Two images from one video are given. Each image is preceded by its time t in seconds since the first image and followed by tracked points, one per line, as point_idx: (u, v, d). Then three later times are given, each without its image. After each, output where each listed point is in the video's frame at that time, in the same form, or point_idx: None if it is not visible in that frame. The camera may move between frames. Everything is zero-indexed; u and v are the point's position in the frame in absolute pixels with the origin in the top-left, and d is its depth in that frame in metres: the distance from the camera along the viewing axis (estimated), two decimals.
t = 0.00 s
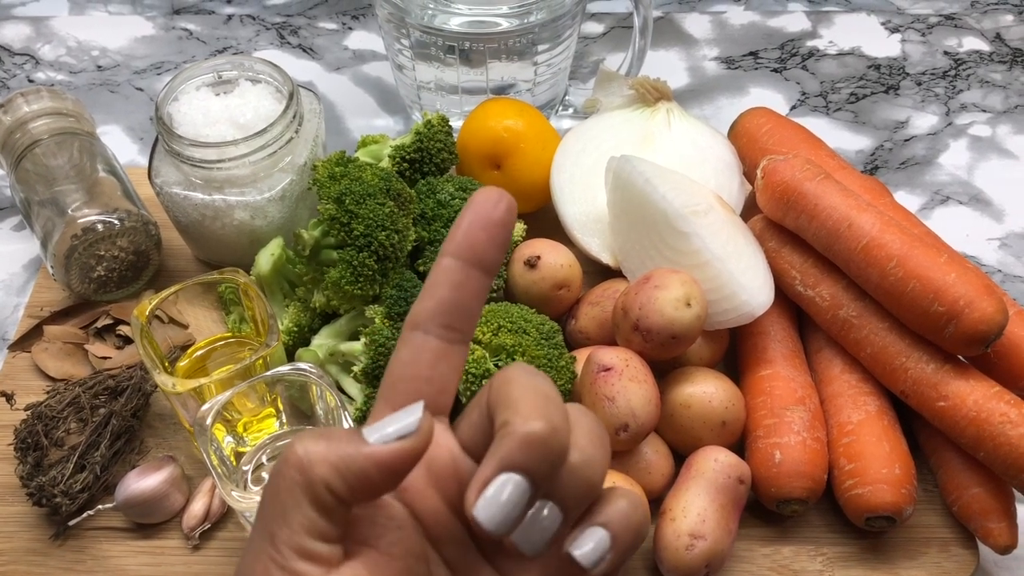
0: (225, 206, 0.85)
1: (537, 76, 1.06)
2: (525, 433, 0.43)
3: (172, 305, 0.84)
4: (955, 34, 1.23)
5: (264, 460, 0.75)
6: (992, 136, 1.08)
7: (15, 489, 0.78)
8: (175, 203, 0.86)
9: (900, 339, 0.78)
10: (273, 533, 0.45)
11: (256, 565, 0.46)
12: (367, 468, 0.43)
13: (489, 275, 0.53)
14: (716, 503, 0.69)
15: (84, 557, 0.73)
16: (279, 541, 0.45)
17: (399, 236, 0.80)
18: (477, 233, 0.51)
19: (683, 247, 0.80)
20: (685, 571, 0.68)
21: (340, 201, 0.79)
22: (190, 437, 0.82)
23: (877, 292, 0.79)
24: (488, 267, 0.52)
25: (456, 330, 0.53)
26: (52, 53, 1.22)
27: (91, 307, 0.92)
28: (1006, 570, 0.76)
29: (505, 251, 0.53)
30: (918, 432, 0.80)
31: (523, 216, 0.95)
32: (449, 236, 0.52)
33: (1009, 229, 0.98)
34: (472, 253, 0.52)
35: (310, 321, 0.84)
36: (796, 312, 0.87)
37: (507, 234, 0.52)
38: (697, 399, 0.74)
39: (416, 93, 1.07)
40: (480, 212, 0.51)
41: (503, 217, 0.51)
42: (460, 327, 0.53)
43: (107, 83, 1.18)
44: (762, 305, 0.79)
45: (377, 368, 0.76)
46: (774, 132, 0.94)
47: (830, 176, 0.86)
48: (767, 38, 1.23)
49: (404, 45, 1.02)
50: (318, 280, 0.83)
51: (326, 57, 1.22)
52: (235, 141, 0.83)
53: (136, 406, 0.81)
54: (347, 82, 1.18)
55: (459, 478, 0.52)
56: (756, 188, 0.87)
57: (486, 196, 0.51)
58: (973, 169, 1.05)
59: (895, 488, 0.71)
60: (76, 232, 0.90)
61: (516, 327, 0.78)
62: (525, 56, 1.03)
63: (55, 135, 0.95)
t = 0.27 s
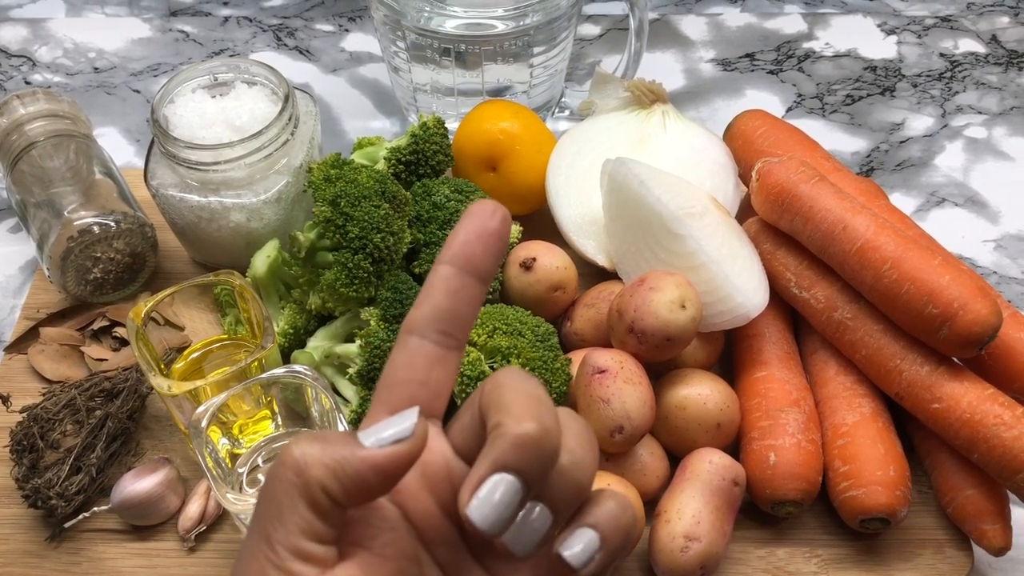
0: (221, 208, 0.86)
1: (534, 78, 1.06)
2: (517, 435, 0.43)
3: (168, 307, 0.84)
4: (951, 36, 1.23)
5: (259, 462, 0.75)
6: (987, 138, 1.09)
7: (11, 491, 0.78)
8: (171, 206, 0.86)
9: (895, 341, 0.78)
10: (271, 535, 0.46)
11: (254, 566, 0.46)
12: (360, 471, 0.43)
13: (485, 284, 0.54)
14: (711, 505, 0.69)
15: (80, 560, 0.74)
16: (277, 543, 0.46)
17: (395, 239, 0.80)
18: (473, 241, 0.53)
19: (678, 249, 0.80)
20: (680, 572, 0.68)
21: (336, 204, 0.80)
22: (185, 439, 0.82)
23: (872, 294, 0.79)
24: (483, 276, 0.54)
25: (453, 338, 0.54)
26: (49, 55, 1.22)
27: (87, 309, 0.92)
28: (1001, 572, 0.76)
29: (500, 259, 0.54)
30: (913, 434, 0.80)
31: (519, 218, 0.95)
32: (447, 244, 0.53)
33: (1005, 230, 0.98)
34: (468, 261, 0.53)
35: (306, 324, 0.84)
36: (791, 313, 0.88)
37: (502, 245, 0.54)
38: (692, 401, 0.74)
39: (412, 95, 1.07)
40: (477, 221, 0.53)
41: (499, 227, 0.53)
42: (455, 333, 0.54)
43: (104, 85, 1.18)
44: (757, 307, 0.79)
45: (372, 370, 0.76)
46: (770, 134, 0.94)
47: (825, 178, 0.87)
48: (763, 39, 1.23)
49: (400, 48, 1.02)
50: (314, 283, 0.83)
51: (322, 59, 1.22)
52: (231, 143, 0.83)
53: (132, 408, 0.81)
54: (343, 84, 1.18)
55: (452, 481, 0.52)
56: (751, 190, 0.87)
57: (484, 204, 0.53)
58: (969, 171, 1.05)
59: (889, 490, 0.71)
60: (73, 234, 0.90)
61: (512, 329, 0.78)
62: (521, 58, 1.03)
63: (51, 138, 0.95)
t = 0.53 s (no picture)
0: (223, 208, 0.86)
1: (534, 80, 1.07)
2: (508, 430, 0.44)
3: (170, 306, 0.84)
4: (950, 38, 1.24)
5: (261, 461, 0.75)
6: (987, 140, 1.09)
7: (13, 490, 0.78)
8: (173, 206, 0.87)
9: (895, 342, 0.78)
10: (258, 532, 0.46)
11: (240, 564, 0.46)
12: (350, 469, 0.44)
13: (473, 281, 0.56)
14: (710, 505, 0.70)
15: (82, 558, 0.74)
16: (264, 540, 0.46)
17: (396, 239, 0.80)
18: (462, 239, 0.55)
19: (678, 250, 0.80)
20: (680, 571, 0.68)
21: (338, 204, 0.80)
22: (187, 438, 0.82)
23: (871, 296, 0.79)
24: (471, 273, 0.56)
25: (441, 335, 0.56)
26: (51, 56, 1.22)
27: (89, 309, 0.92)
28: (999, 572, 0.76)
29: (488, 257, 0.57)
30: (912, 435, 0.80)
31: (519, 219, 0.95)
32: (436, 242, 0.56)
33: (1004, 232, 0.98)
34: (457, 259, 0.56)
35: (307, 324, 0.84)
36: (791, 314, 0.88)
37: (489, 243, 0.56)
38: (692, 402, 0.74)
39: (413, 96, 1.08)
40: (466, 219, 0.56)
41: (487, 225, 0.56)
42: (443, 331, 0.56)
43: (106, 85, 1.19)
44: (757, 308, 0.79)
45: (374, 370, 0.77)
46: (770, 136, 0.95)
47: (825, 180, 0.87)
48: (763, 41, 1.23)
49: (401, 49, 1.02)
50: (315, 283, 0.83)
51: (324, 60, 1.23)
52: (233, 144, 0.83)
53: (135, 407, 0.81)
54: (345, 85, 1.19)
55: (439, 476, 0.55)
56: (751, 192, 0.87)
57: (472, 204, 0.56)
58: (968, 172, 1.05)
59: (888, 490, 0.71)
60: (75, 235, 0.90)
61: (513, 330, 0.79)
62: (521, 60, 1.04)
63: (54, 138, 0.95)
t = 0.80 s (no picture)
0: (228, 207, 0.86)
1: (539, 80, 1.07)
2: (514, 425, 0.44)
3: (176, 304, 0.85)
4: (953, 40, 1.24)
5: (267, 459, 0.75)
6: (989, 141, 1.09)
7: (18, 487, 0.78)
8: (179, 205, 0.87)
9: (898, 342, 0.79)
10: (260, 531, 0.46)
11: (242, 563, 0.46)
12: (355, 463, 0.44)
13: (478, 278, 0.56)
14: (715, 505, 0.70)
15: (87, 556, 0.74)
16: (267, 538, 0.45)
17: (402, 238, 0.81)
18: (468, 236, 0.55)
19: (683, 249, 0.80)
20: (684, 571, 0.68)
21: (344, 203, 0.80)
22: (192, 436, 0.82)
23: (875, 296, 0.80)
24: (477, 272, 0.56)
25: (444, 330, 0.56)
26: (56, 55, 1.23)
27: (95, 307, 0.92)
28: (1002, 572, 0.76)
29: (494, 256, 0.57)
30: (915, 435, 0.81)
31: (524, 218, 0.96)
32: (443, 238, 0.56)
33: (1007, 233, 0.99)
34: (463, 256, 0.56)
35: (313, 322, 0.85)
36: (794, 315, 0.88)
37: (496, 241, 0.56)
38: (696, 401, 0.75)
39: (418, 96, 1.08)
40: (473, 216, 0.55)
41: (494, 224, 0.56)
42: (448, 325, 0.56)
43: (111, 84, 1.19)
44: (761, 308, 0.80)
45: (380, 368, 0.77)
46: (774, 137, 0.95)
47: (829, 180, 0.87)
48: (766, 43, 1.24)
49: (407, 49, 1.02)
50: (321, 281, 0.84)
51: (328, 60, 1.23)
52: (239, 143, 0.83)
53: (140, 405, 0.82)
54: (349, 85, 1.19)
55: (440, 472, 0.55)
56: (755, 192, 0.88)
57: (480, 202, 0.56)
58: (971, 174, 1.05)
59: (892, 490, 0.71)
60: (81, 233, 0.91)
61: (518, 329, 0.79)
62: (526, 60, 1.04)
63: (60, 136, 0.95)
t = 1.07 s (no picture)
0: (232, 206, 0.86)
1: (542, 81, 1.07)
2: (514, 424, 0.44)
3: (179, 304, 0.85)
4: (956, 42, 1.24)
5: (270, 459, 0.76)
6: (992, 143, 1.09)
7: (21, 487, 0.78)
8: (182, 204, 0.87)
9: (902, 344, 0.79)
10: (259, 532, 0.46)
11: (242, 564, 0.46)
12: (355, 463, 0.44)
13: (479, 279, 0.57)
14: (718, 505, 0.70)
15: (90, 555, 0.74)
16: (266, 539, 0.45)
17: (405, 238, 0.81)
18: (470, 237, 0.56)
19: (686, 250, 0.81)
20: (687, 571, 0.68)
21: (348, 203, 0.80)
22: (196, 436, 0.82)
23: (879, 297, 0.80)
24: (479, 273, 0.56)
25: (444, 330, 0.56)
26: (60, 54, 1.23)
27: (98, 306, 0.93)
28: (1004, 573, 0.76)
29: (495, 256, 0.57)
30: (918, 437, 0.81)
31: (527, 219, 0.96)
32: (444, 238, 0.56)
33: (1009, 235, 0.99)
34: (464, 256, 0.56)
35: (316, 322, 0.85)
36: (798, 316, 0.88)
37: (498, 242, 0.56)
38: (699, 402, 0.75)
39: (421, 97, 1.08)
40: (475, 217, 0.56)
41: (496, 225, 0.56)
42: (448, 326, 0.56)
43: (114, 84, 1.19)
44: (764, 308, 0.80)
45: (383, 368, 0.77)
46: (777, 138, 0.95)
47: (832, 181, 0.87)
48: (769, 44, 1.24)
49: (410, 49, 1.02)
50: (324, 282, 0.84)
51: (331, 60, 1.23)
52: (243, 143, 0.83)
53: (143, 405, 0.82)
54: (352, 85, 1.19)
55: (440, 472, 0.55)
56: (759, 193, 0.88)
57: (481, 203, 0.56)
58: (974, 176, 1.05)
59: (895, 491, 0.71)
60: (84, 232, 0.91)
61: (521, 330, 0.79)
62: (530, 60, 1.04)
63: (63, 136, 0.95)
